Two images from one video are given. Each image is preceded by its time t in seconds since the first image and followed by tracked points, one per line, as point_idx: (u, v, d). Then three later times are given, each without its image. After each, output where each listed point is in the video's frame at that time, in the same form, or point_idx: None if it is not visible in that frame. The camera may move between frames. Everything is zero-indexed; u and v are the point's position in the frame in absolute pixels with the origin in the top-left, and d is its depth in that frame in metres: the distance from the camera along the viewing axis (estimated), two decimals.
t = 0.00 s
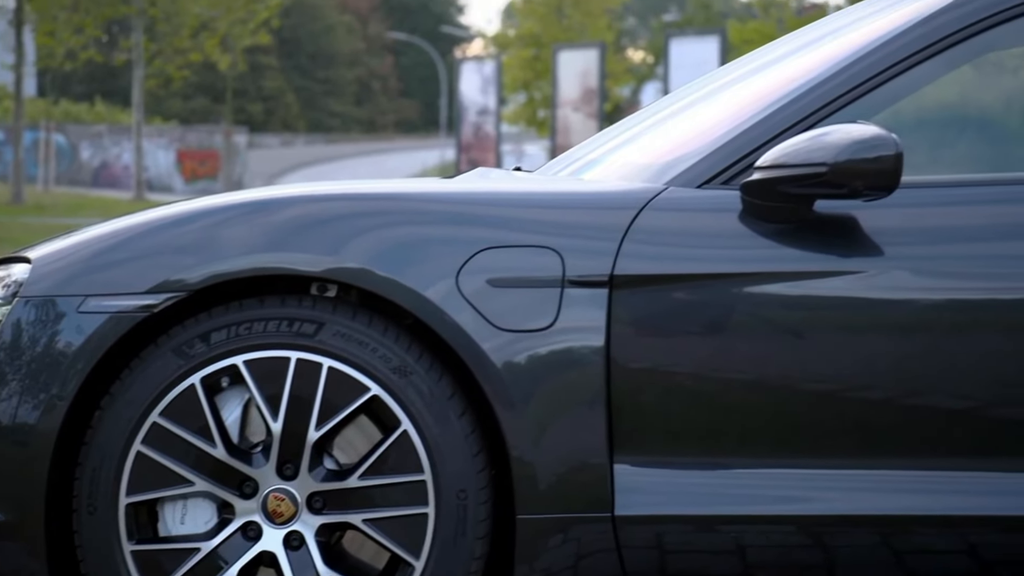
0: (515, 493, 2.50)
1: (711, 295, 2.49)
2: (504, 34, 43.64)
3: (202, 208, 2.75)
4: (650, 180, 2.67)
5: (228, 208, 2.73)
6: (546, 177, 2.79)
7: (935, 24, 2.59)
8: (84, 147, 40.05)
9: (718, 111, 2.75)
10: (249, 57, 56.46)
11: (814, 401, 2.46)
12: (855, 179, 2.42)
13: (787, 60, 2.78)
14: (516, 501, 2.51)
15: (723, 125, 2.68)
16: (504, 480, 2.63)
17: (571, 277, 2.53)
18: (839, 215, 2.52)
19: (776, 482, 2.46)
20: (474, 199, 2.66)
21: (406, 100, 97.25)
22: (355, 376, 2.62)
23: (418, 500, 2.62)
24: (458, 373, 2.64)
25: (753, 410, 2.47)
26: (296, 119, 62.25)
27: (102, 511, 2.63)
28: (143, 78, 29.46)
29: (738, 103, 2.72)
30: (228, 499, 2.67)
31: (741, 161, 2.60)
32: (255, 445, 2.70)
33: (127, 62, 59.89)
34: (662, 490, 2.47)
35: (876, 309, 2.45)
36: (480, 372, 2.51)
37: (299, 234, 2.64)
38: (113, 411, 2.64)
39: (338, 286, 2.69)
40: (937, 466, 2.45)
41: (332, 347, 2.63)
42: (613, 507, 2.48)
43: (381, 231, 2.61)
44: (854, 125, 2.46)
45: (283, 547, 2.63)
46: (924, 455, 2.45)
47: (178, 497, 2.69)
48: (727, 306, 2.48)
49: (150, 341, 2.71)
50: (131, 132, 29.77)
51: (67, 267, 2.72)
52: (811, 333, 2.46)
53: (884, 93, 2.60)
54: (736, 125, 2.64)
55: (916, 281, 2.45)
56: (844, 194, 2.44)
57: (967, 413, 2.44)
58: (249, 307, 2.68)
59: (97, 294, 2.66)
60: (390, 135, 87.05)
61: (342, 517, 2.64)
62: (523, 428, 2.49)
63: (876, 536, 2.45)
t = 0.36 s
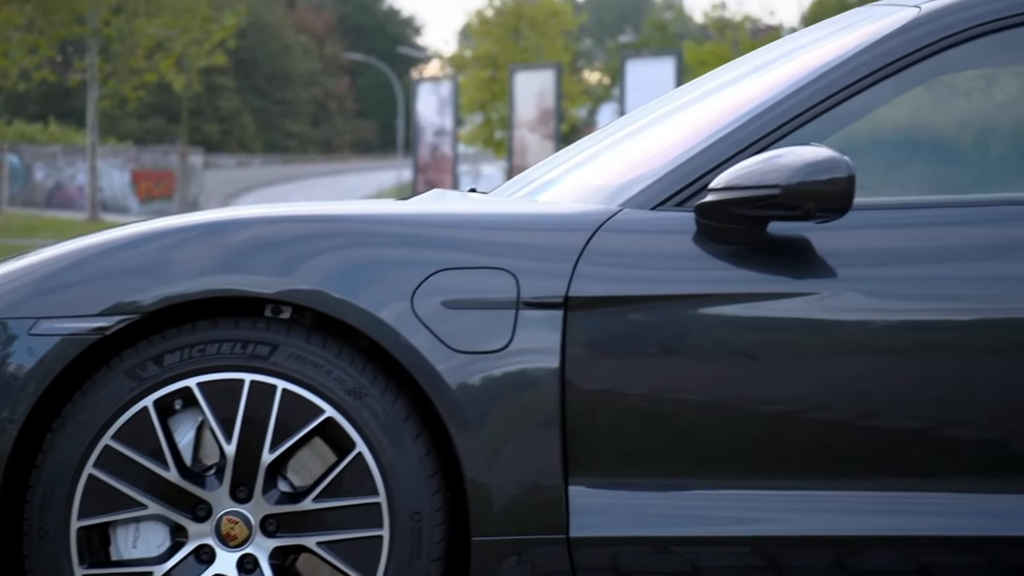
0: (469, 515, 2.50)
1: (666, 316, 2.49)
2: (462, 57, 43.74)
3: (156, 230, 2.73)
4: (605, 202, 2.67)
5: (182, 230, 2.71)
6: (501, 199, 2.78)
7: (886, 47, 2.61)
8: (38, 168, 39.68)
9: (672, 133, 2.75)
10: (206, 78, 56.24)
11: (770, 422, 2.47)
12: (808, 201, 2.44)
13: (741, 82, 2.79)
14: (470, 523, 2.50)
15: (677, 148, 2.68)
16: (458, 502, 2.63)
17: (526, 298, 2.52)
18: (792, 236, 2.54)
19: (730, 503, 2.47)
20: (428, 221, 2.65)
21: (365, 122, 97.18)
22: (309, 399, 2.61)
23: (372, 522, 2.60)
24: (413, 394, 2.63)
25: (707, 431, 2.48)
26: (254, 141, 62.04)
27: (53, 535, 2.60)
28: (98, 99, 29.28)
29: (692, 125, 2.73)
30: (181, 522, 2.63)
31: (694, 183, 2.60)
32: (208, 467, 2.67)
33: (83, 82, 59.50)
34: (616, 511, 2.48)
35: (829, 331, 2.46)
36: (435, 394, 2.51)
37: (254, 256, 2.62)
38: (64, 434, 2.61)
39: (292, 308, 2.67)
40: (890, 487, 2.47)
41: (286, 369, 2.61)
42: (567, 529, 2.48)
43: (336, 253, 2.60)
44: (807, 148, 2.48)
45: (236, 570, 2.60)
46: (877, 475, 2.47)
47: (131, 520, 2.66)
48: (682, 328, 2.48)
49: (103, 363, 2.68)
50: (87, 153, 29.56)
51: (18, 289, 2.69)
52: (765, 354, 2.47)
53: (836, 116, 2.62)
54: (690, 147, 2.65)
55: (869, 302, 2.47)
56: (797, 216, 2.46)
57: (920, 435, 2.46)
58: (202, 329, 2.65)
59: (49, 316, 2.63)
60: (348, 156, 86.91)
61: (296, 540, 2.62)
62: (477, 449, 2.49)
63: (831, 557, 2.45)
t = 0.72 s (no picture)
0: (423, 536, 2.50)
1: (619, 337, 2.49)
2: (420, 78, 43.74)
3: (107, 251, 2.70)
4: (558, 223, 2.66)
5: (134, 251, 2.69)
6: (454, 220, 2.78)
7: (836, 69, 2.63)
8: None
9: (626, 154, 2.76)
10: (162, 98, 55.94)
11: (723, 442, 2.48)
12: (759, 222, 2.46)
13: (694, 103, 2.80)
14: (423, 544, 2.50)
15: (630, 169, 2.69)
16: (412, 523, 2.61)
17: (479, 319, 2.52)
18: (744, 258, 2.54)
19: (683, 524, 2.48)
20: (381, 242, 2.65)
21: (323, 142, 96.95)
22: (262, 421, 2.59)
23: (325, 545, 2.58)
24: (367, 415, 2.62)
25: (660, 452, 2.49)
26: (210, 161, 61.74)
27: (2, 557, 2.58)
28: (50, 118, 29.04)
29: (645, 146, 2.73)
30: (131, 545, 2.60)
31: (646, 205, 2.60)
32: (159, 490, 2.65)
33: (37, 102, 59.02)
34: (570, 532, 2.48)
35: (783, 351, 2.46)
36: (388, 416, 2.50)
37: (206, 277, 2.60)
38: (13, 457, 2.58)
39: (244, 329, 2.64)
40: (842, 507, 2.48)
41: (238, 391, 2.59)
42: (520, 550, 2.49)
43: (288, 274, 2.59)
44: (758, 170, 2.49)
45: None
46: (829, 495, 2.48)
47: (80, 544, 2.62)
48: (635, 349, 2.49)
49: (53, 385, 2.65)
50: (41, 173, 29.30)
51: None
52: (718, 375, 2.48)
53: (787, 137, 2.63)
54: (643, 168, 2.65)
55: (822, 323, 2.47)
56: (748, 237, 2.47)
57: (871, 455, 2.47)
58: (154, 351, 2.63)
59: None
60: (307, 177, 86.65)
61: (247, 563, 2.60)
62: (430, 470, 2.49)
63: None
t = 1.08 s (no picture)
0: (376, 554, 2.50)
1: (574, 355, 2.49)
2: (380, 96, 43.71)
3: (60, 270, 2.68)
4: (513, 242, 2.66)
5: (87, 269, 2.67)
6: (409, 238, 2.77)
7: (790, 89, 2.64)
8: None
9: (582, 172, 2.75)
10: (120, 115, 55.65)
11: (678, 460, 2.48)
12: (713, 241, 2.46)
13: (649, 121, 2.81)
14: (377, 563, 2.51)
15: (585, 188, 2.69)
16: (367, 543, 2.59)
17: (433, 338, 2.52)
18: (698, 276, 2.54)
19: (639, 542, 2.48)
20: (336, 261, 2.64)
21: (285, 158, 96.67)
22: (215, 441, 2.57)
23: (279, 565, 2.56)
24: (320, 436, 2.59)
25: (616, 471, 2.49)
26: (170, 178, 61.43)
27: None
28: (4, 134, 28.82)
29: (601, 164, 2.73)
30: (82, 566, 2.57)
31: (602, 223, 2.60)
32: (111, 510, 2.62)
33: None
34: (525, 551, 2.48)
35: (737, 369, 2.47)
36: (342, 435, 2.50)
37: (158, 296, 2.59)
38: None
39: (198, 349, 2.61)
40: (797, 525, 2.48)
41: (191, 411, 2.57)
42: (474, 568, 2.48)
43: (242, 293, 2.58)
44: (712, 188, 2.50)
45: None
46: (784, 514, 2.48)
47: (31, 565, 2.59)
48: (590, 367, 2.49)
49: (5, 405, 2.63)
50: None
51: None
52: (673, 393, 2.48)
53: (742, 156, 2.63)
54: (599, 186, 2.66)
55: (775, 342, 2.47)
56: (702, 256, 2.48)
57: (826, 473, 2.47)
58: (106, 371, 2.60)
59: None
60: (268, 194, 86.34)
61: None
62: (383, 489, 2.49)
63: None
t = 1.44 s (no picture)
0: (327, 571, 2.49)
1: (524, 370, 2.49)
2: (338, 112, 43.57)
3: (9, 285, 2.67)
4: (464, 257, 2.65)
5: (35, 284, 2.65)
6: (360, 254, 2.76)
7: (739, 105, 2.63)
8: None
9: (534, 187, 2.74)
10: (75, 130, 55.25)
11: (628, 475, 2.49)
12: (663, 257, 2.47)
13: (600, 137, 2.80)
14: None
15: (536, 203, 2.68)
16: (316, 559, 2.56)
17: (384, 353, 2.51)
18: (649, 292, 2.54)
19: (591, 558, 2.48)
20: (287, 276, 2.62)
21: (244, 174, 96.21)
22: (164, 457, 2.54)
23: None
24: (269, 452, 2.56)
25: (567, 486, 2.49)
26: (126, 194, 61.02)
27: None
28: None
29: (552, 179, 2.73)
30: None
31: (552, 239, 2.60)
32: (59, 528, 2.60)
33: None
34: (476, 566, 2.47)
35: (686, 384, 2.47)
36: (292, 451, 2.49)
37: (106, 311, 2.57)
38: None
39: (146, 365, 2.58)
40: (749, 540, 2.48)
41: (139, 428, 2.54)
42: None
43: (191, 308, 2.56)
44: (663, 204, 2.51)
45: None
46: (736, 528, 2.49)
47: None
48: (540, 382, 2.49)
49: None
50: None
51: None
52: (623, 408, 2.48)
53: (692, 171, 2.62)
54: (550, 202, 2.65)
55: (723, 357, 2.47)
56: (652, 271, 2.49)
57: (776, 487, 2.47)
58: (53, 388, 2.58)
59: None
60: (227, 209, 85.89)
61: None
62: (334, 506, 2.48)
63: None
